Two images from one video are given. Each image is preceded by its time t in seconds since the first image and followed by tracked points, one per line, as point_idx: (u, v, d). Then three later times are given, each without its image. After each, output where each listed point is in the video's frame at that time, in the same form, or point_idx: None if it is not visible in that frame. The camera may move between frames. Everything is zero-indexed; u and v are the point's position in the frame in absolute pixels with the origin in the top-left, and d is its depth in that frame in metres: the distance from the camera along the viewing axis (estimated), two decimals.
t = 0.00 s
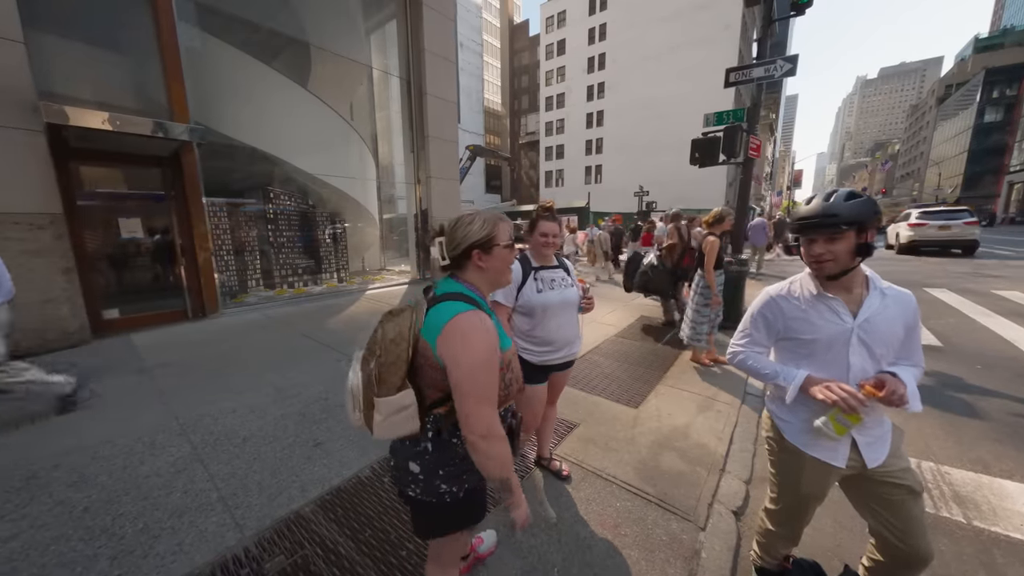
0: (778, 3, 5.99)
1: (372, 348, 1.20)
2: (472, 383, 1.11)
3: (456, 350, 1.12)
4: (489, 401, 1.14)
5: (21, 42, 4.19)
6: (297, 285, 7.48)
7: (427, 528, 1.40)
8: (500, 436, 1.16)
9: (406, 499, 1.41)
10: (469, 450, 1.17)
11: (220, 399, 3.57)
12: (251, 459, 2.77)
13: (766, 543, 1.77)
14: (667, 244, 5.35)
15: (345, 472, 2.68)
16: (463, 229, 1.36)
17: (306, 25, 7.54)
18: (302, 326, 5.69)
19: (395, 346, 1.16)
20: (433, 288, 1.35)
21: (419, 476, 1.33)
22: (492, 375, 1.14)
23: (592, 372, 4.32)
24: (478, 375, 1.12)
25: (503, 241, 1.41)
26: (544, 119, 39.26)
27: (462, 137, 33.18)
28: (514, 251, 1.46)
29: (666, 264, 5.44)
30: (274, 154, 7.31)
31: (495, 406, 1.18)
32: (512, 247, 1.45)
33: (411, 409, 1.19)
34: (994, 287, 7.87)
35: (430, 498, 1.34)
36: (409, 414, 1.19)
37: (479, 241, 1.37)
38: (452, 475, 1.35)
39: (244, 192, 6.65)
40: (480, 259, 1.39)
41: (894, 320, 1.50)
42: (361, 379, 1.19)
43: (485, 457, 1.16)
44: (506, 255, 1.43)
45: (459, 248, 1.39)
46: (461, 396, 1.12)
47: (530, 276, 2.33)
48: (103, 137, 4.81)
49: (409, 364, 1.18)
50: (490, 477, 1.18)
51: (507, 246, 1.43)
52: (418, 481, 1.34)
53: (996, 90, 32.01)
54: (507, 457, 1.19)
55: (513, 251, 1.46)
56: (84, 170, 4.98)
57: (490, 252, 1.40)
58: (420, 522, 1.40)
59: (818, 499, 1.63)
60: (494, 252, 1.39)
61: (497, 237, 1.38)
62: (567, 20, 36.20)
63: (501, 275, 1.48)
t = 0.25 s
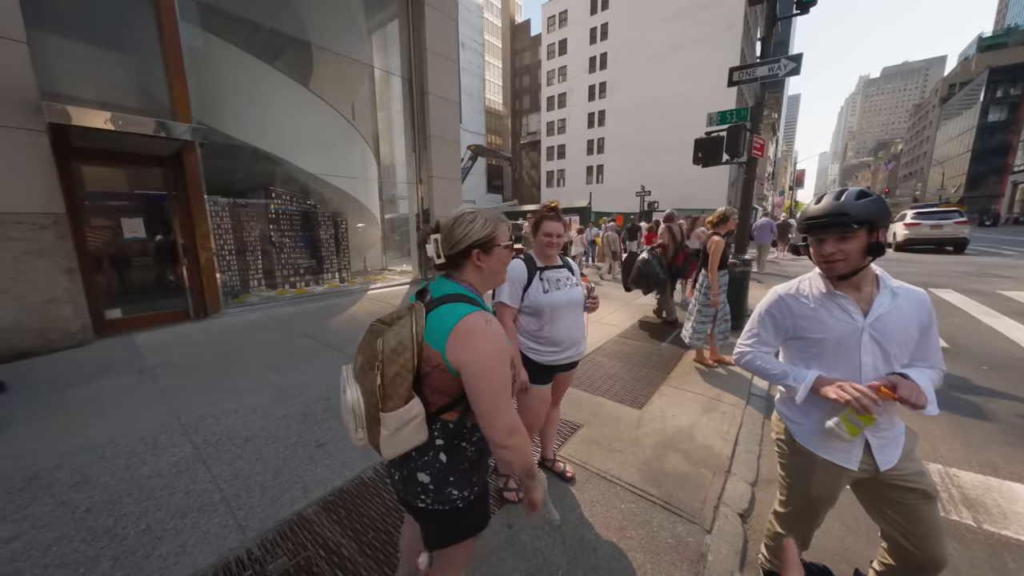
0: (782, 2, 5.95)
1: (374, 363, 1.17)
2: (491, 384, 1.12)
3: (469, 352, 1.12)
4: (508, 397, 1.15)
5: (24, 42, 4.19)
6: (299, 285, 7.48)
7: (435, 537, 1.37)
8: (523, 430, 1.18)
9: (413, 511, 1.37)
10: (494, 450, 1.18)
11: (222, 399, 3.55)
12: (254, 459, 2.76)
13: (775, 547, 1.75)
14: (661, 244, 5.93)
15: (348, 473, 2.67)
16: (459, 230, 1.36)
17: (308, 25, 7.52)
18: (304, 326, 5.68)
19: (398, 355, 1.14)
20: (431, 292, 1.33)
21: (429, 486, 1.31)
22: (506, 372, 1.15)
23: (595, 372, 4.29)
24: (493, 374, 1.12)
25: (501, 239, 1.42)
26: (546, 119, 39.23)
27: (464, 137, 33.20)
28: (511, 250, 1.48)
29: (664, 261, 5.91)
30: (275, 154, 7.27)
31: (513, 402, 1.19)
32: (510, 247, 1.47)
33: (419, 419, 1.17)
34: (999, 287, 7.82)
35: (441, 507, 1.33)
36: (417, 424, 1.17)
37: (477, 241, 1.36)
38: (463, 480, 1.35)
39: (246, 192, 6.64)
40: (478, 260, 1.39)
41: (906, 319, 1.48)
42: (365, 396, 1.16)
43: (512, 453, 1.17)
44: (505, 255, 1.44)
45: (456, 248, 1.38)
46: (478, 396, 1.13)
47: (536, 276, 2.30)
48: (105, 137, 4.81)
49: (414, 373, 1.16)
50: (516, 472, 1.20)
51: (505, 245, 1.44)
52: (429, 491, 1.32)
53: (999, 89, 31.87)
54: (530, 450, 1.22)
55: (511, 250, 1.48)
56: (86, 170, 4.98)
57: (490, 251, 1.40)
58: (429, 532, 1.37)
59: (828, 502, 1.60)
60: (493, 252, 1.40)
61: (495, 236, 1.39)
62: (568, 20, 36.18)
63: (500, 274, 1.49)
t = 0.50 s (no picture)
0: (784, 1, 5.93)
1: (353, 368, 1.17)
2: (470, 375, 1.14)
3: (447, 347, 1.14)
4: (488, 387, 1.18)
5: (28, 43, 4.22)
6: (300, 284, 7.51)
7: (428, 535, 1.36)
8: (504, 419, 1.21)
9: (404, 513, 1.36)
10: (475, 438, 1.21)
11: (224, 399, 3.57)
12: (255, 459, 2.78)
13: (774, 547, 1.75)
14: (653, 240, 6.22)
15: (348, 473, 2.68)
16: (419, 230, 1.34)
17: (311, 25, 7.52)
18: (306, 326, 5.70)
19: (376, 357, 1.15)
20: (402, 294, 1.32)
21: (421, 482, 1.31)
22: (485, 363, 1.17)
23: (595, 372, 4.29)
24: (471, 366, 1.14)
25: (462, 239, 1.38)
26: (547, 119, 39.21)
27: (465, 137, 33.21)
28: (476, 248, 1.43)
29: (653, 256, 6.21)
30: (275, 153, 7.27)
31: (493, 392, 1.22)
32: (474, 246, 1.42)
33: (404, 418, 1.19)
34: (1004, 288, 7.77)
35: (435, 502, 1.33)
36: (401, 423, 1.18)
37: (437, 241, 1.34)
38: (453, 472, 1.36)
39: (248, 192, 6.67)
40: (440, 260, 1.37)
41: (906, 319, 1.48)
42: (346, 401, 1.17)
43: (493, 441, 1.21)
44: (466, 255, 1.40)
45: (419, 248, 1.37)
46: (458, 389, 1.15)
47: (533, 276, 2.29)
48: (109, 138, 4.84)
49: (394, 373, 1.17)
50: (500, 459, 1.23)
51: (467, 246, 1.39)
52: (421, 488, 1.32)
53: (1005, 88, 31.65)
54: (513, 437, 1.25)
55: (474, 252, 1.43)
56: (90, 171, 5.01)
57: (447, 254, 1.37)
58: (422, 531, 1.36)
59: (827, 503, 1.60)
60: (451, 254, 1.37)
61: (455, 236, 1.36)
62: (570, 20, 36.15)
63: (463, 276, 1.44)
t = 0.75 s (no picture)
0: None
1: (317, 364, 1.17)
2: (426, 369, 1.14)
3: (404, 342, 1.14)
4: (445, 381, 1.17)
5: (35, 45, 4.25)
6: (303, 284, 7.54)
7: (397, 530, 1.35)
8: (462, 413, 1.20)
9: (376, 510, 1.34)
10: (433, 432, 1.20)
11: (227, 398, 3.59)
12: (257, 458, 2.79)
13: (778, 549, 1.73)
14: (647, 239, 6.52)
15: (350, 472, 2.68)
16: (379, 230, 1.33)
17: (314, 26, 7.51)
18: (308, 325, 5.72)
19: (340, 353, 1.14)
20: (366, 292, 1.32)
21: (389, 477, 1.29)
22: (443, 357, 1.17)
23: (597, 373, 4.29)
24: (428, 360, 1.14)
25: (423, 239, 1.37)
26: (550, 119, 39.16)
27: (468, 137, 33.27)
28: (438, 248, 1.42)
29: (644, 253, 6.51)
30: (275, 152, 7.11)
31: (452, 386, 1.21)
32: (436, 246, 1.41)
33: (370, 413, 1.18)
34: (1011, 289, 7.69)
35: (403, 497, 1.31)
36: (368, 418, 1.17)
37: (396, 240, 1.33)
38: (423, 467, 1.34)
39: (251, 192, 6.68)
40: (399, 259, 1.35)
41: (912, 321, 1.46)
42: (312, 397, 1.17)
43: (450, 435, 1.20)
44: (427, 255, 1.38)
45: (379, 246, 1.36)
46: (417, 383, 1.14)
47: (533, 283, 2.27)
48: (114, 138, 4.87)
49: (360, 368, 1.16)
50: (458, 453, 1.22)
51: (428, 246, 1.38)
52: (389, 483, 1.30)
53: (1012, 86, 31.33)
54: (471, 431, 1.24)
55: (435, 253, 1.41)
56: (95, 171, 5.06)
57: (407, 252, 1.35)
58: (390, 526, 1.34)
59: (832, 505, 1.59)
60: (410, 253, 1.34)
61: (415, 236, 1.34)
62: (573, 19, 36.08)
63: (424, 277, 1.42)
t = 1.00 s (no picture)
0: None
1: (282, 362, 1.18)
2: (378, 372, 1.12)
3: (360, 343, 1.12)
4: (399, 384, 1.15)
5: (43, 47, 4.30)
6: (307, 284, 7.58)
7: (365, 529, 1.35)
8: (412, 416, 1.19)
9: (347, 510, 1.34)
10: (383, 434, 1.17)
11: (231, 397, 3.61)
12: (260, 456, 2.81)
13: (779, 550, 1.73)
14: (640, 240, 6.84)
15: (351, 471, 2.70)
16: (350, 231, 1.34)
17: (317, 26, 7.51)
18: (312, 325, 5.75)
19: (304, 351, 1.15)
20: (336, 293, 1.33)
21: (353, 477, 1.29)
22: (399, 360, 1.14)
23: (599, 373, 4.28)
24: (381, 363, 1.12)
25: (394, 242, 1.36)
26: (553, 119, 39.12)
27: (471, 137, 33.34)
28: (411, 254, 1.43)
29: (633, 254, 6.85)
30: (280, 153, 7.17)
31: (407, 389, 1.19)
32: (409, 251, 1.42)
33: (331, 411, 1.18)
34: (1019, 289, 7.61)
35: (368, 498, 1.30)
36: (329, 416, 1.18)
37: (366, 242, 1.33)
38: (389, 470, 1.31)
39: (255, 193, 6.70)
40: (370, 261, 1.35)
41: (915, 324, 1.45)
42: (276, 395, 1.19)
43: (399, 438, 1.18)
44: (399, 258, 1.38)
45: (351, 249, 1.37)
46: (369, 384, 1.13)
47: (531, 285, 2.27)
48: (120, 139, 4.92)
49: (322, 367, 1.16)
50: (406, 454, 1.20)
51: (400, 250, 1.38)
52: (354, 484, 1.30)
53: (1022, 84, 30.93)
54: (422, 435, 1.22)
55: (407, 257, 1.42)
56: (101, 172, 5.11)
57: (378, 255, 1.35)
58: (358, 525, 1.35)
59: (834, 507, 1.58)
60: (380, 256, 1.34)
61: (386, 238, 1.34)
62: (576, 19, 36.01)
63: (395, 280, 1.41)
